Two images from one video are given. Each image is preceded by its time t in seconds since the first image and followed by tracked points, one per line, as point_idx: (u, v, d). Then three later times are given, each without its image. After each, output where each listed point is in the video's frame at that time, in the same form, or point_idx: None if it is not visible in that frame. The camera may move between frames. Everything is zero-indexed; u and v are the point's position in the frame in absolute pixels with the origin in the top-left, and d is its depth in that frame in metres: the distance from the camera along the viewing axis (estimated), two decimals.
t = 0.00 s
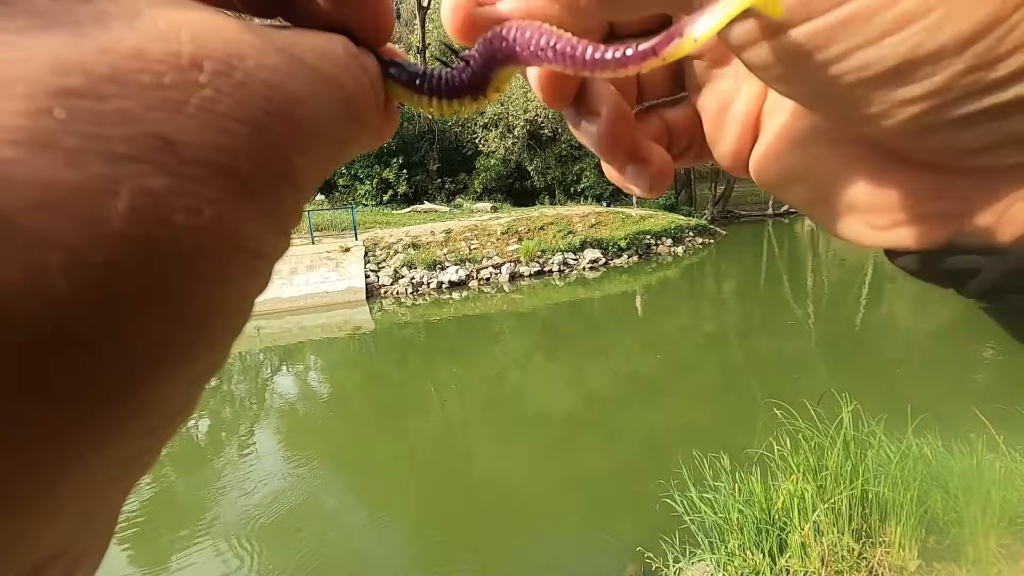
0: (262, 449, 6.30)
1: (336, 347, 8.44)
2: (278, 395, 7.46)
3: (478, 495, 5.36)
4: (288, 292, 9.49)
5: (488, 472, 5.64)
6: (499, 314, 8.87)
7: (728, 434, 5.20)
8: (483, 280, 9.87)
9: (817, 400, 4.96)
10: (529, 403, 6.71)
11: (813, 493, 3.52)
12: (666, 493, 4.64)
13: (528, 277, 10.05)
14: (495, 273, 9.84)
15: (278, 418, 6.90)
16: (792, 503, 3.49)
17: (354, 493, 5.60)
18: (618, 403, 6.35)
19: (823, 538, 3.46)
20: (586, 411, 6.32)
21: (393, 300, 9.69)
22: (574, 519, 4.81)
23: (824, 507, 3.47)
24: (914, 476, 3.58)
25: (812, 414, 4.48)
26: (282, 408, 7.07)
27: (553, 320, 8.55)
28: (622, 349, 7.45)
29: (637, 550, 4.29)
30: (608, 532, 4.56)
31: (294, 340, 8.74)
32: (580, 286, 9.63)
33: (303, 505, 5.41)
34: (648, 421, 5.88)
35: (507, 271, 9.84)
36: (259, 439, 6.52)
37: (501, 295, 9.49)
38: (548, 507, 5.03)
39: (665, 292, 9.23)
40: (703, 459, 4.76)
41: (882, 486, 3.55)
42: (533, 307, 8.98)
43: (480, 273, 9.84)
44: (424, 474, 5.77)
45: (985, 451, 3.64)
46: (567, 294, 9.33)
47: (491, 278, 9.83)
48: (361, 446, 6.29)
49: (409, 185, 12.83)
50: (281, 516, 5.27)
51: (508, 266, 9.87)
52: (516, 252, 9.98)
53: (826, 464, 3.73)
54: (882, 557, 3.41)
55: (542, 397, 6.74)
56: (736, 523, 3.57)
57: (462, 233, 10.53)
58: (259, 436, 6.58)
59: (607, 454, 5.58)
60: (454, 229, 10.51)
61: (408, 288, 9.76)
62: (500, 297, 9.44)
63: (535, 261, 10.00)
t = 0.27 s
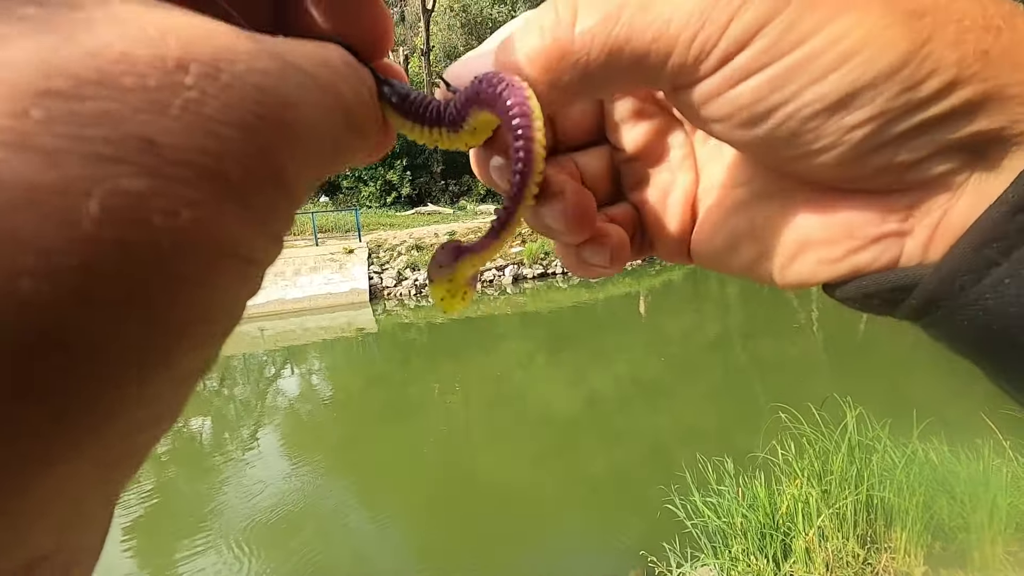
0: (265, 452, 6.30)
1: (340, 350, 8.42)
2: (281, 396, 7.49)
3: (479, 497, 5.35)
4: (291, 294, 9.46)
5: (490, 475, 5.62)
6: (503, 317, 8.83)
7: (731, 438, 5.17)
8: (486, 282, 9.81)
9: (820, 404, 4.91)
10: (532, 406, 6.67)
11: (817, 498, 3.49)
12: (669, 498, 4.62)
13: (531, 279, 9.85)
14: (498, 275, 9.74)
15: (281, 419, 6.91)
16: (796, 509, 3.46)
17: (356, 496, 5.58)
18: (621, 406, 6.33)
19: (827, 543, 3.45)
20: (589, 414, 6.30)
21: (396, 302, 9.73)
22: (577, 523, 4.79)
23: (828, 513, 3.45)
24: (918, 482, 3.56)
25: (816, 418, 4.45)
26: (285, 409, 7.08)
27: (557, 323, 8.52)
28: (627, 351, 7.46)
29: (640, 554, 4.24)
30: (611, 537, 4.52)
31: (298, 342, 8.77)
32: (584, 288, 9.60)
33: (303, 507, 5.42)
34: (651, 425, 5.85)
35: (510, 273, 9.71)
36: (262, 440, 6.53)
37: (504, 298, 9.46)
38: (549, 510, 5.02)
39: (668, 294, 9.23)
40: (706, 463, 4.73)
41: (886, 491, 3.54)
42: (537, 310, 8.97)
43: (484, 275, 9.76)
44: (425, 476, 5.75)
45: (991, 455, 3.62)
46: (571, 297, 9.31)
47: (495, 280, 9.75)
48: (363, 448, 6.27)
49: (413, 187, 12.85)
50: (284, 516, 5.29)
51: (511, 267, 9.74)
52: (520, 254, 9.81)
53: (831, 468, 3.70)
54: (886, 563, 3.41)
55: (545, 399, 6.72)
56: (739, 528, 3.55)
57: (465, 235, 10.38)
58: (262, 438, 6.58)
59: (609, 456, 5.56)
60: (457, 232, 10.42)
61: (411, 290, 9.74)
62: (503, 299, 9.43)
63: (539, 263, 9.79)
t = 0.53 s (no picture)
0: (267, 453, 6.28)
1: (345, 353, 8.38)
2: (283, 396, 7.48)
3: (481, 500, 5.33)
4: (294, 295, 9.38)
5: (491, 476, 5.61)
6: (505, 319, 8.77)
7: (733, 441, 5.15)
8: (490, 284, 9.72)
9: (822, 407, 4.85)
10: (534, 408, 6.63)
11: (822, 503, 3.47)
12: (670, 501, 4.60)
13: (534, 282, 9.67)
14: (502, 276, 9.58)
15: (283, 420, 6.89)
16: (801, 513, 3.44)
17: (355, 498, 5.57)
18: (625, 408, 6.29)
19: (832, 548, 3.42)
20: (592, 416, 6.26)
21: (399, 304, 9.83)
22: (579, 525, 4.76)
23: (833, 517, 3.43)
24: (924, 488, 3.53)
25: (821, 421, 4.41)
26: (287, 410, 7.07)
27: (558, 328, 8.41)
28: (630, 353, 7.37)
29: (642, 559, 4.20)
30: (611, 540, 4.50)
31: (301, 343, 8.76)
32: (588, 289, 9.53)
33: (303, 510, 5.41)
34: (653, 427, 5.82)
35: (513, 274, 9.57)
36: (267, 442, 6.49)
37: (508, 300, 9.41)
38: (549, 513, 4.99)
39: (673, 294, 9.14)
40: (709, 466, 4.69)
41: (892, 497, 3.51)
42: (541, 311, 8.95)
43: (486, 277, 9.62)
44: (424, 478, 5.72)
45: (996, 459, 3.58)
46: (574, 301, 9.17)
47: (497, 282, 9.61)
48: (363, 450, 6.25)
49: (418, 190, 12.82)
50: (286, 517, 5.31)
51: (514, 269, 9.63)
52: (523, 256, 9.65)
53: (835, 473, 3.68)
54: (891, 568, 3.38)
55: (549, 401, 6.67)
56: (743, 532, 3.53)
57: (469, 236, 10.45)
58: (264, 438, 6.57)
59: (611, 459, 5.53)
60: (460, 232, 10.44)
61: (414, 291, 9.91)
62: (506, 301, 9.38)
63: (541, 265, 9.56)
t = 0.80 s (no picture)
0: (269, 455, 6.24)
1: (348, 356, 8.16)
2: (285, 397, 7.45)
3: (482, 502, 5.31)
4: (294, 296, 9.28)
5: (492, 478, 5.61)
6: (508, 320, 8.68)
7: (736, 443, 5.12)
8: (492, 285, 9.64)
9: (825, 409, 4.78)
10: (535, 410, 6.57)
11: (825, 507, 3.45)
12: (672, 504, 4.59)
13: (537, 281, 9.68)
14: (504, 278, 9.56)
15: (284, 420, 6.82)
16: (804, 517, 3.43)
17: (356, 498, 5.55)
18: (626, 411, 6.26)
19: (835, 552, 3.39)
20: (595, 419, 6.23)
21: (401, 305, 9.80)
22: (581, 526, 4.73)
23: (835, 521, 3.41)
24: (929, 493, 3.48)
25: (825, 423, 4.38)
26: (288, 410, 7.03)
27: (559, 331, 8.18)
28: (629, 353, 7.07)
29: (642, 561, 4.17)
30: (613, 543, 4.48)
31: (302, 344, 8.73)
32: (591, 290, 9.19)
33: (305, 510, 5.40)
34: (655, 429, 5.80)
35: (516, 276, 9.53)
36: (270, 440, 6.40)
37: (509, 302, 9.25)
38: (551, 515, 4.96)
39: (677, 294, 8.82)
40: (712, 469, 4.67)
41: (896, 501, 3.48)
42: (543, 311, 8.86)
43: (488, 278, 9.62)
44: (424, 480, 5.70)
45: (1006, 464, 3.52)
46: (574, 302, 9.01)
47: (498, 283, 9.58)
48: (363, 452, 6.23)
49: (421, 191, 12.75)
50: (287, 517, 5.30)
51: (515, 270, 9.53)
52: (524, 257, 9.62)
53: (838, 476, 3.66)
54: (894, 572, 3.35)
55: (550, 402, 6.64)
56: (745, 535, 3.49)
57: (471, 238, 10.60)
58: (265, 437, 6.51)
59: (612, 461, 5.52)
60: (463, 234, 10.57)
61: (416, 292, 9.96)
62: (508, 303, 9.33)
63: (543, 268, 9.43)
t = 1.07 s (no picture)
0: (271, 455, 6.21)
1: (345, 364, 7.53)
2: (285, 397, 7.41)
3: (483, 503, 5.29)
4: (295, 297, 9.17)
5: (493, 480, 5.58)
6: (508, 321, 8.64)
7: (738, 446, 5.09)
8: (493, 284, 9.68)
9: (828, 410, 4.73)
10: (535, 412, 6.52)
11: (828, 509, 3.44)
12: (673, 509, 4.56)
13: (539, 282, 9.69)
14: (506, 277, 9.64)
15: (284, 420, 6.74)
16: (806, 517, 3.42)
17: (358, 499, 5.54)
18: (628, 411, 6.23)
19: (838, 554, 3.38)
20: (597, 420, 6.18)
21: (402, 304, 9.78)
22: (582, 531, 4.70)
23: (838, 522, 3.40)
24: (931, 494, 3.49)
25: (827, 424, 4.36)
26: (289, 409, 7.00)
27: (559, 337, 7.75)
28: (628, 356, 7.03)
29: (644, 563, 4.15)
30: (614, 547, 4.44)
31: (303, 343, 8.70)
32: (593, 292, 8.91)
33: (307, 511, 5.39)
34: (657, 431, 5.77)
35: (517, 276, 9.64)
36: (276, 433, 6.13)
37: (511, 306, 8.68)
38: (552, 518, 4.93)
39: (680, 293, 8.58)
40: (715, 470, 4.65)
41: (899, 503, 3.48)
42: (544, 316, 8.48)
43: (490, 278, 9.65)
44: (424, 481, 5.68)
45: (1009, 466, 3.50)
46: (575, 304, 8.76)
47: (500, 282, 9.61)
48: (362, 455, 6.18)
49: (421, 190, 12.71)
50: (288, 518, 5.28)
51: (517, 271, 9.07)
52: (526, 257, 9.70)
53: (841, 478, 3.65)
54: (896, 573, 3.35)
55: (552, 402, 6.61)
56: (747, 536, 3.47)
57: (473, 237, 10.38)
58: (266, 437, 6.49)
59: (615, 462, 5.50)
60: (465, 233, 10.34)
61: (417, 291, 9.95)
62: (509, 303, 9.30)
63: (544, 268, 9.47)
